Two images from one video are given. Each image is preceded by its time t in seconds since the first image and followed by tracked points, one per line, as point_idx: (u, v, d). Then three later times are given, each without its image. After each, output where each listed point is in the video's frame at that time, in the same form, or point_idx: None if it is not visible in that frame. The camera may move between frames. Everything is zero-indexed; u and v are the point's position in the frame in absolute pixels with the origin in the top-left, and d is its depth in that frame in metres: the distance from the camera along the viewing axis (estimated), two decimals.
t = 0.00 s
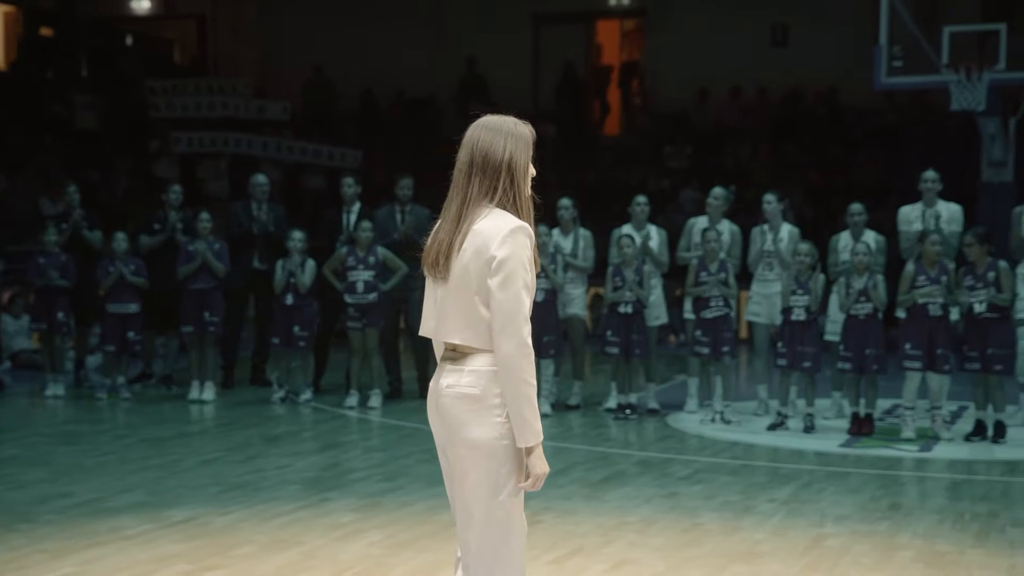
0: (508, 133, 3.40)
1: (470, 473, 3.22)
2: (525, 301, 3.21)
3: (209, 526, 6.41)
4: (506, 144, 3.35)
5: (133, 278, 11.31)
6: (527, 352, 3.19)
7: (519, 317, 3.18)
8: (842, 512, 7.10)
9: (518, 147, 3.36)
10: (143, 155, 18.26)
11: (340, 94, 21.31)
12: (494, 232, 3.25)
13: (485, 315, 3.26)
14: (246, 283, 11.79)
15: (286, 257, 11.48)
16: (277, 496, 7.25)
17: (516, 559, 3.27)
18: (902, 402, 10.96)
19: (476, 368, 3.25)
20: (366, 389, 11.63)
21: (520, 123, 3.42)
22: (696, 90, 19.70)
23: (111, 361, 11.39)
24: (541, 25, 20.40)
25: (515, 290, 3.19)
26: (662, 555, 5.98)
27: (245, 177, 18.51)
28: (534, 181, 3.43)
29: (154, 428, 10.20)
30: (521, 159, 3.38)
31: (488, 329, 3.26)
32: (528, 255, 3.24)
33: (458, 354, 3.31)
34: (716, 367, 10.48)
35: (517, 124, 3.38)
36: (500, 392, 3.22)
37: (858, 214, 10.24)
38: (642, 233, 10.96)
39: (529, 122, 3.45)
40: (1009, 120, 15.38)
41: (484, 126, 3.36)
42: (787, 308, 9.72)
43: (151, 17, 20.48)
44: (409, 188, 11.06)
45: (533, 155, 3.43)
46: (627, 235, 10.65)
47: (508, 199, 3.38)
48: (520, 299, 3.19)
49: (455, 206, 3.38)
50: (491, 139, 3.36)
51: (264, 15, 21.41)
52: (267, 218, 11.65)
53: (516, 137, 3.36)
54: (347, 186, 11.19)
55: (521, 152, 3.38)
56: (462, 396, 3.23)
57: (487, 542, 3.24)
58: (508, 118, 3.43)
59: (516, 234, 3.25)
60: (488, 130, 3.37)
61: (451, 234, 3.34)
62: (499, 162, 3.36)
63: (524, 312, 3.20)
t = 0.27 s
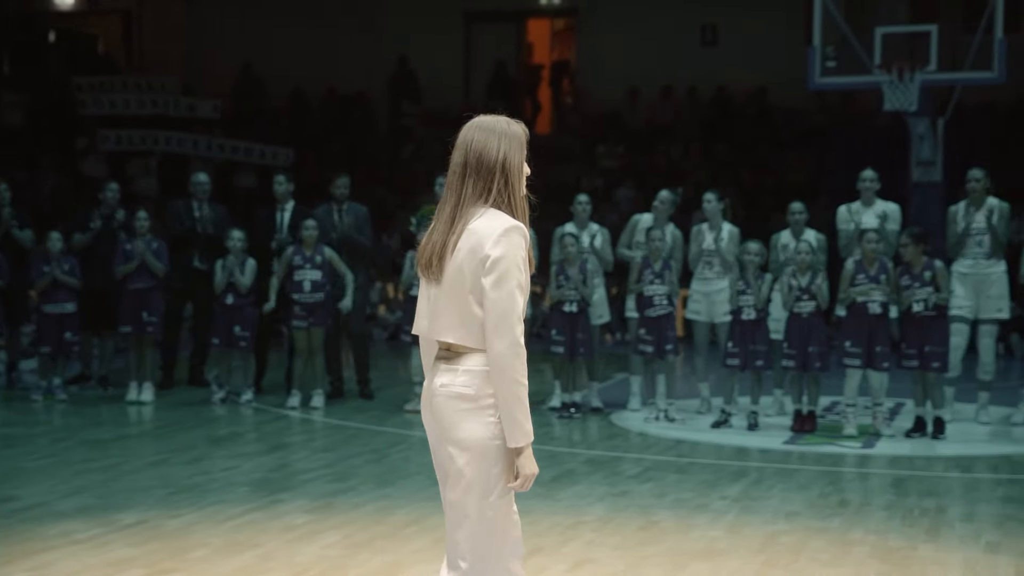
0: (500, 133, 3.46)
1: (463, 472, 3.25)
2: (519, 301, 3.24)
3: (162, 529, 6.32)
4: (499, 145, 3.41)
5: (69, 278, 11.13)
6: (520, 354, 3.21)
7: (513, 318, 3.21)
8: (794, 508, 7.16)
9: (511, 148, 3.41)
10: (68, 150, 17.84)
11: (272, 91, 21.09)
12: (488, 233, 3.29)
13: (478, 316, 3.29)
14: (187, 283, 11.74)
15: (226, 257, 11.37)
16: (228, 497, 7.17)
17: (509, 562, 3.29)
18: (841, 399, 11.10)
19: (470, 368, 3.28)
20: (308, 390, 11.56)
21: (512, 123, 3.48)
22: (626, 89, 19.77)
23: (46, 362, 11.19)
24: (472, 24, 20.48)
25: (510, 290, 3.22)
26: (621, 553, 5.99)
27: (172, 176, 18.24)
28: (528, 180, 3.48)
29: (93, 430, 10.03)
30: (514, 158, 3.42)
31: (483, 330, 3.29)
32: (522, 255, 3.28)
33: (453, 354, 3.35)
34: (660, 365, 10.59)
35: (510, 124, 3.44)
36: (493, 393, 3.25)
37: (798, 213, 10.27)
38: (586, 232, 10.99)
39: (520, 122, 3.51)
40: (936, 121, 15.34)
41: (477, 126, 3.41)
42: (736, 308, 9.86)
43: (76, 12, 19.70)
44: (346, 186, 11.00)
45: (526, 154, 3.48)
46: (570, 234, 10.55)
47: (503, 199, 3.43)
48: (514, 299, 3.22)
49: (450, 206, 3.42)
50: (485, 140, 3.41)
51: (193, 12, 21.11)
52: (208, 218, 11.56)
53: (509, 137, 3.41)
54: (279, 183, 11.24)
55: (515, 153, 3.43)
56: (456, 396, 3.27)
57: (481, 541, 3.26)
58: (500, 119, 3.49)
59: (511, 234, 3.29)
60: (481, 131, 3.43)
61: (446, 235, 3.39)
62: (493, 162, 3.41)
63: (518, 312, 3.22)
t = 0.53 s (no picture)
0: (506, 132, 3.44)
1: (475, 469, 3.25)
2: (522, 295, 3.21)
3: (116, 531, 6.20)
4: (504, 143, 3.38)
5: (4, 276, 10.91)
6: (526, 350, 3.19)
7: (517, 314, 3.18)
8: (749, 505, 7.19)
9: (515, 145, 3.39)
10: None
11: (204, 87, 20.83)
12: (489, 227, 3.27)
13: (484, 311, 3.27)
14: (128, 282, 11.67)
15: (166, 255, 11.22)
16: (179, 498, 7.05)
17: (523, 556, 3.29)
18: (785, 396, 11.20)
19: (479, 365, 3.26)
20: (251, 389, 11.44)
21: (518, 121, 3.46)
22: (561, 87, 19.73)
23: None
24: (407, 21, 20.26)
25: (512, 286, 3.20)
26: (583, 551, 5.97)
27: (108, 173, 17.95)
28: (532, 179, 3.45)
29: (32, 431, 9.85)
30: (518, 156, 3.40)
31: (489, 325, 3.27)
32: (523, 250, 3.25)
33: (463, 350, 3.33)
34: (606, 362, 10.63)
35: (516, 122, 3.41)
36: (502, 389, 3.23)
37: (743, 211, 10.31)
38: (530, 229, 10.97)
39: (527, 121, 3.48)
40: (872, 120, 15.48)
41: (481, 123, 3.39)
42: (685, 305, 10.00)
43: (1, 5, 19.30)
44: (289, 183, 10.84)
45: (531, 154, 3.45)
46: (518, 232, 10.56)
47: (505, 196, 3.40)
48: (517, 294, 3.20)
49: (452, 201, 3.41)
50: (489, 138, 3.39)
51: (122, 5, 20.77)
52: (149, 214, 11.41)
53: (514, 135, 3.39)
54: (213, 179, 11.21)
55: (520, 151, 3.41)
56: (467, 394, 3.26)
57: (498, 537, 3.26)
58: (505, 117, 3.47)
59: (511, 229, 3.25)
60: (486, 128, 3.41)
61: (449, 231, 3.38)
62: (496, 159, 3.39)
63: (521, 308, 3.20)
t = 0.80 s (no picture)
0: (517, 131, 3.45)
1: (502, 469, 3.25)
2: (532, 292, 3.23)
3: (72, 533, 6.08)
4: (516, 141, 3.39)
5: None
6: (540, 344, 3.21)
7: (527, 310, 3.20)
8: (709, 501, 7.19)
9: (527, 144, 3.40)
10: None
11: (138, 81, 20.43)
12: (498, 226, 3.27)
13: (493, 309, 3.28)
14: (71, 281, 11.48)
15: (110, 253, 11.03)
16: (135, 500, 6.93)
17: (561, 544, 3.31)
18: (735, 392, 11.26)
19: (489, 364, 3.27)
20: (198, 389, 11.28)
21: (530, 120, 3.47)
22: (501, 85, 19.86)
23: None
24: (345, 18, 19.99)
25: (521, 282, 3.21)
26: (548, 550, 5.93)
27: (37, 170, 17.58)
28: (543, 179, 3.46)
29: None
30: (530, 154, 3.41)
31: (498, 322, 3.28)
32: (532, 248, 3.26)
33: (472, 349, 3.34)
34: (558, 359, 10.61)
35: (528, 121, 3.43)
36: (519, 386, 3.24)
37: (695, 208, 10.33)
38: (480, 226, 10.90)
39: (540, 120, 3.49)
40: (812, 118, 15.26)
41: (493, 121, 3.41)
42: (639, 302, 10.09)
43: None
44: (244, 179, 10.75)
45: (542, 153, 3.46)
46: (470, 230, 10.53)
47: (515, 195, 3.40)
48: (526, 290, 3.21)
49: (462, 199, 3.42)
50: (501, 136, 3.40)
51: None
52: (91, 211, 11.25)
53: (526, 134, 3.40)
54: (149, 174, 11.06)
55: (531, 150, 3.42)
56: (483, 396, 3.26)
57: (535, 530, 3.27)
58: (517, 115, 3.48)
59: (520, 227, 3.26)
60: (497, 127, 3.42)
61: (458, 228, 3.39)
62: (507, 158, 3.40)
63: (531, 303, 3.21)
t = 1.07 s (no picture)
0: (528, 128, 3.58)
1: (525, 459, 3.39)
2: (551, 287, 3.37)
3: (31, 534, 5.97)
4: (528, 138, 3.52)
5: None
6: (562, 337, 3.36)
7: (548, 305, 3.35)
8: (669, 498, 7.19)
9: (540, 141, 3.53)
10: None
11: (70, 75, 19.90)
12: (514, 222, 3.41)
13: (510, 305, 3.41)
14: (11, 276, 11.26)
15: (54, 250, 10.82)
16: (91, 500, 6.82)
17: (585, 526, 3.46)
18: (686, 389, 11.29)
19: (504, 358, 3.41)
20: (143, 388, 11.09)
21: (541, 117, 3.60)
22: (440, 81, 18.72)
23: None
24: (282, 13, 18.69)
25: (541, 279, 3.35)
26: (512, 547, 5.91)
27: None
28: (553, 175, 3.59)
29: None
30: (542, 150, 3.54)
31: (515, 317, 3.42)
32: (549, 243, 3.40)
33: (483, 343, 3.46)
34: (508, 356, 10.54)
35: (539, 118, 3.56)
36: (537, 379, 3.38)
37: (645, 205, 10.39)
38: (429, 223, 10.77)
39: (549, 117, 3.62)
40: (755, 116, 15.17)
41: (505, 119, 3.53)
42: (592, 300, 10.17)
43: None
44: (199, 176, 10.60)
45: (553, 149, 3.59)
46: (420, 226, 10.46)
47: (528, 192, 3.54)
48: (546, 286, 3.35)
49: (474, 197, 3.54)
50: (512, 134, 3.53)
51: None
52: (32, 208, 11.05)
53: (537, 131, 3.53)
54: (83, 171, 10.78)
55: (543, 146, 3.55)
56: (501, 391, 3.39)
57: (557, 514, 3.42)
58: (527, 112, 3.61)
59: (537, 223, 3.40)
60: (509, 124, 3.55)
61: (470, 223, 3.51)
62: (520, 155, 3.53)
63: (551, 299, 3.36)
